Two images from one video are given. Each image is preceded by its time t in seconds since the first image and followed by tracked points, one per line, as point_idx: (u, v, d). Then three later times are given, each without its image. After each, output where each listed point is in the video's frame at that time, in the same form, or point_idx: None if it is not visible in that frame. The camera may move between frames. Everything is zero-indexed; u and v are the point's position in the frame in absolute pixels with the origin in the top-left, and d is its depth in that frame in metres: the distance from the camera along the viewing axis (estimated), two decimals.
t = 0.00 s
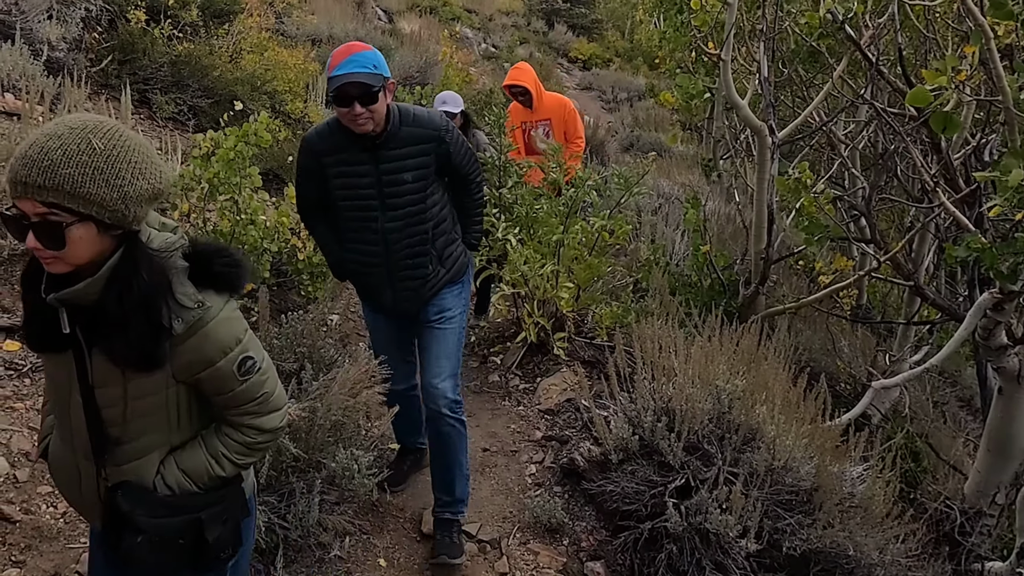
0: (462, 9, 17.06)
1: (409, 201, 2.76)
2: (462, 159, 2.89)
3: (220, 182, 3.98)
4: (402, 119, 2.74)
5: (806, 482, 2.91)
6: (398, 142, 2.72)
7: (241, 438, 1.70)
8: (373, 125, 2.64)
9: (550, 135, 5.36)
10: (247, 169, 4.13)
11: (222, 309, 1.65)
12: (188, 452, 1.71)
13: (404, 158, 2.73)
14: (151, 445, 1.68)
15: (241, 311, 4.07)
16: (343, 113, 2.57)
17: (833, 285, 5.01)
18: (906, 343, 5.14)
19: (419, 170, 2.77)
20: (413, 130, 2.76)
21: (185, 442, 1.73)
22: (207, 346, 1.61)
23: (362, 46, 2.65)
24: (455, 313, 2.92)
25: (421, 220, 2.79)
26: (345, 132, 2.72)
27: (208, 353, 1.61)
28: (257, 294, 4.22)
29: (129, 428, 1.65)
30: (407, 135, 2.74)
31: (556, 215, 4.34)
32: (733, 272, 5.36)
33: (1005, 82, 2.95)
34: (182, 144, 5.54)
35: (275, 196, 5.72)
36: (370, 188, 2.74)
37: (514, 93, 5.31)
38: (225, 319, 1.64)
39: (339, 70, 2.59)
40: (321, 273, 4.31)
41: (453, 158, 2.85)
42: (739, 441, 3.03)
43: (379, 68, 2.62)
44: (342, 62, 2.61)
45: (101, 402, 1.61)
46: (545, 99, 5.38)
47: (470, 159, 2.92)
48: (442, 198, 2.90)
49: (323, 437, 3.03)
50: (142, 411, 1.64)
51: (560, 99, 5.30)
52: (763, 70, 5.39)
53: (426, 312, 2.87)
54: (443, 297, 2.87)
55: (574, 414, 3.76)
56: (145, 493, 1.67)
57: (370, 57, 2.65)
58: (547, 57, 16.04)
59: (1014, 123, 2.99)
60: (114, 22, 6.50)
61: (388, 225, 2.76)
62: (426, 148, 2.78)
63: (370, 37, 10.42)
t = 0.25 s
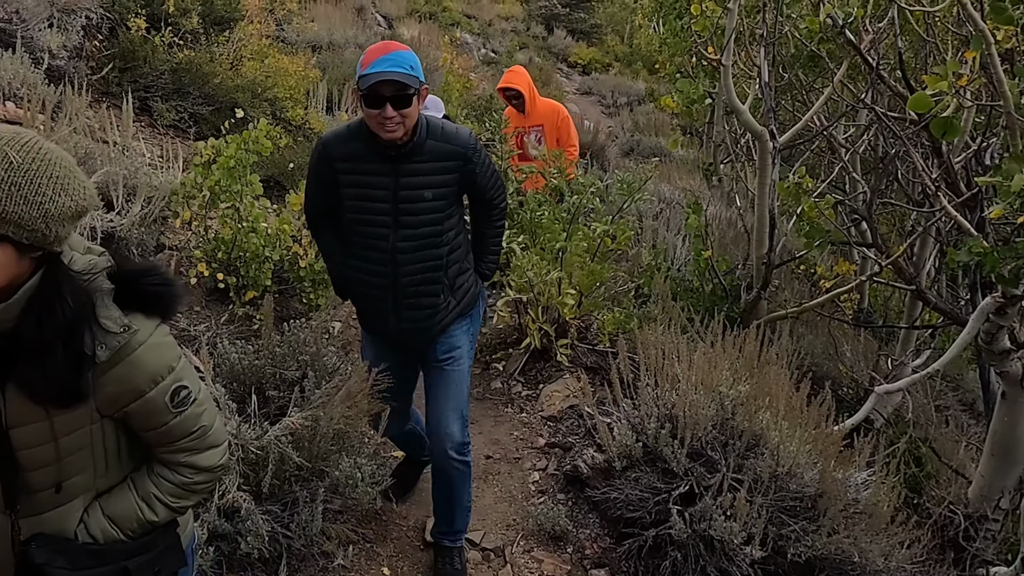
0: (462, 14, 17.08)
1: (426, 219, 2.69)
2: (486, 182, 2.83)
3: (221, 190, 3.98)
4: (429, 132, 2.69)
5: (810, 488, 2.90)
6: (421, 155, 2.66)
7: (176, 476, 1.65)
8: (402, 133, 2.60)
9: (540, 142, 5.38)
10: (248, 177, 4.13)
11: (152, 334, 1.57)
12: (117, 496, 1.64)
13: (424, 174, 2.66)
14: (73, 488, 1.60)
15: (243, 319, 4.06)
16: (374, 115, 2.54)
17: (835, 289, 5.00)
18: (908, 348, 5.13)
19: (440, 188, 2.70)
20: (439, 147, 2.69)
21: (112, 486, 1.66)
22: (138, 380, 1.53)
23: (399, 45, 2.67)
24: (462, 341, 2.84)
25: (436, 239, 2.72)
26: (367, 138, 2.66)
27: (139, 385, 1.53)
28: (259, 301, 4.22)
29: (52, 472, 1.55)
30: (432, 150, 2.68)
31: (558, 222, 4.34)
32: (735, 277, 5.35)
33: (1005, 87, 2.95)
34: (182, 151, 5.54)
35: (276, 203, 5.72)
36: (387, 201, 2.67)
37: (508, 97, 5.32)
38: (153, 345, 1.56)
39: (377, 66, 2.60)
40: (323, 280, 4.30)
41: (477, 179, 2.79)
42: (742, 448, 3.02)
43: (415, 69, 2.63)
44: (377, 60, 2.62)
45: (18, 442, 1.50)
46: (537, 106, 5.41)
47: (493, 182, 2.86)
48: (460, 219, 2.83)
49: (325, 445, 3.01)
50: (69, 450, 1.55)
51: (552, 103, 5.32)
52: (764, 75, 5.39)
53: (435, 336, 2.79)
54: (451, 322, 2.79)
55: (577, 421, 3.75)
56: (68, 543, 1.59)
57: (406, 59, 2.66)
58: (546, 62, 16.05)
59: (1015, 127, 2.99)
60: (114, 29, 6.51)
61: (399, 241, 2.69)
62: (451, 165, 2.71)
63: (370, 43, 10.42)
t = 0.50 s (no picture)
0: (460, 18, 17.09)
1: (426, 228, 2.54)
2: (495, 193, 2.64)
3: (219, 195, 3.97)
4: (438, 136, 2.50)
5: (808, 492, 2.90)
6: (425, 159, 2.50)
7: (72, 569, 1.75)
8: (405, 139, 2.42)
9: (531, 150, 5.32)
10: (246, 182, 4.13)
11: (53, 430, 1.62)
12: None
13: (427, 179, 2.50)
14: None
15: (241, 324, 4.06)
16: (375, 126, 2.37)
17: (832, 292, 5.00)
18: (907, 351, 5.13)
19: (443, 196, 2.53)
20: (447, 152, 2.51)
21: None
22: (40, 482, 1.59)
23: (408, 56, 2.40)
24: (456, 356, 2.71)
25: (435, 249, 2.57)
26: (371, 134, 2.50)
27: (40, 488, 1.60)
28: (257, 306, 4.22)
29: None
30: (439, 155, 2.51)
31: (556, 226, 4.33)
32: (733, 281, 5.35)
33: (1002, 90, 2.95)
34: (180, 156, 5.54)
35: (274, 208, 5.73)
36: (386, 204, 2.52)
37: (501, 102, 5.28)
38: (55, 441, 1.61)
39: (378, 81, 2.35)
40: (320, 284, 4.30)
41: (484, 191, 2.60)
42: (740, 452, 3.02)
43: (422, 84, 2.37)
44: (382, 70, 2.37)
45: None
46: (532, 113, 5.36)
47: (504, 194, 2.67)
48: (465, 228, 2.67)
49: (320, 450, 3.03)
50: None
51: (544, 113, 5.26)
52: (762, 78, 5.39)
53: (427, 349, 2.66)
54: (445, 336, 2.65)
55: (576, 425, 3.74)
56: None
57: (412, 70, 2.38)
58: (545, 66, 16.05)
59: (1012, 130, 2.99)
60: (112, 34, 6.51)
61: (393, 247, 2.55)
62: (457, 174, 2.53)
63: (368, 47, 10.42)
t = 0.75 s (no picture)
0: (458, 22, 17.11)
1: (408, 251, 2.48)
2: (481, 218, 2.56)
3: (215, 199, 3.97)
4: (422, 157, 2.44)
5: (804, 494, 2.90)
6: (407, 181, 2.43)
7: None
8: (381, 164, 2.36)
9: (521, 148, 5.34)
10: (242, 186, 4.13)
11: None
12: None
13: (409, 200, 2.44)
14: None
15: (237, 328, 4.06)
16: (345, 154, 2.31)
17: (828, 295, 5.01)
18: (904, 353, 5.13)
19: (426, 219, 2.47)
20: (430, 174, 2.45)
21: None
22: None
23: (375, 84, 2.30)
24: (440, 381, 2.65)
25: (417, 272, 2.50)
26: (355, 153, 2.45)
27: None
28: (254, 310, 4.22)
29: None
30: (423, 177, 2.44)
31: (552, 229, 4.33)
32: (730, 283, 5.35)
33: (996, 92, 2.96)
34: (177, 160, 5.54)
35: (271, 211, 5.73)
36: (368, 226, 2.46)
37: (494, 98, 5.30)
38: None
39: (344, 110, 2.28)
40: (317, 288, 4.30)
41: (470, 214, 2.53)
42: (736, 454, 3.02)
43: (389, 114, 2.28)
44: (348, 97, 2.29)
45: None
46: (524, 111, 5.37)
47: (492, 218, 2.59)
48: (451, 251, 2.61)
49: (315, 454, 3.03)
50: None
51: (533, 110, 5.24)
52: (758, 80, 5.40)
53: (409, 373, 2.59)
54: (428, 360, 2.59)
55: (572, 428, 3.74)
56: None
57: (380, 100, 2.29)
58: (543, 69, 16.07)
59: (1006, 131, 3.00)
60: (109, 39, 6.52)
61: (372, 269, 2.48)
62: (441, 196, 2.47)
63: (366, 51, 10.43)
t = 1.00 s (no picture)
0: (456, 24, 17.11)
1: (357, 276, 2.28)
2: (438, 232, 2.32)
3: (211, 201, 3.97)
4: (366, 172, 2.22)
5: (800, 494, 2.90)
6: (355, 200, 2.23)
7: None
8: (329, 181, 2.16)
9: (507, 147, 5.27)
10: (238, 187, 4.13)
11: None
12: None
13: (353, 223, 2.24)
14: None
15: (234, 329, 4.06)
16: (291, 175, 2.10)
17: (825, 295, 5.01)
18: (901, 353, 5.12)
19: (372, 240, 2.25)
20: (374, 190, 2.23)
21: None
22: None
23: (312, 91, 2.11)
24: (406, 411, 2.47)
25: (370, 298, 2.31)
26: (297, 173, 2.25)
27: None
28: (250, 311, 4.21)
29: None
30: (366, 194, 2.22)
31: (549, 230, 4.33)
32: (728, 284, 5.34)
33: (991, 91, 2.96)
34: (174, 162, 5.55)
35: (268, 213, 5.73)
36: (314, 251, 2.29)
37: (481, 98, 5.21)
38: None
39: (282, 126, 2.08)
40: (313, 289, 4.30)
41: (423, 229, 2.29)
42: (732, 454, 3.02)
43: (332, 122, 2.10)
44: (285, 110, 2.09)
45: None
46: (510, 110, 5.30)
47: (449, 229, 2.34)
48: (411, 271, 2.38)
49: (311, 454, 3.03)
50: None
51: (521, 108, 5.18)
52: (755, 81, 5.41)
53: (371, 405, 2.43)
54: (390, 391, 2.41)
55: (569, 429, 3.74)
56: None
57: (320, 107, 2.11)
58: (541, 71, 16.06)
59: (1001, 131, 3.00)
60: (107, 41, 6.53)
61: (324, 298, 2.31)
62: (387, 213, 2.24)
63: (364, 53, 10.43)
